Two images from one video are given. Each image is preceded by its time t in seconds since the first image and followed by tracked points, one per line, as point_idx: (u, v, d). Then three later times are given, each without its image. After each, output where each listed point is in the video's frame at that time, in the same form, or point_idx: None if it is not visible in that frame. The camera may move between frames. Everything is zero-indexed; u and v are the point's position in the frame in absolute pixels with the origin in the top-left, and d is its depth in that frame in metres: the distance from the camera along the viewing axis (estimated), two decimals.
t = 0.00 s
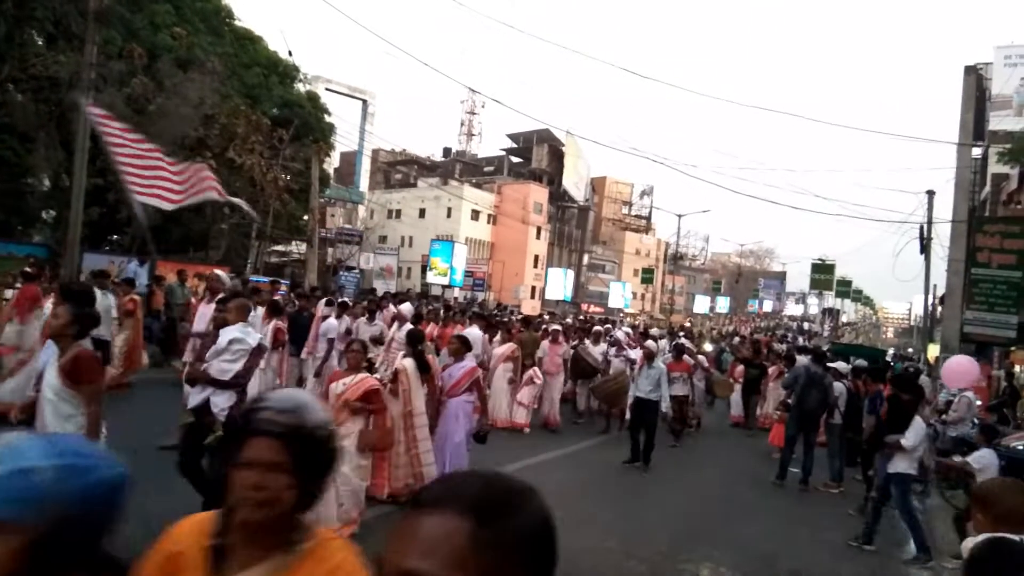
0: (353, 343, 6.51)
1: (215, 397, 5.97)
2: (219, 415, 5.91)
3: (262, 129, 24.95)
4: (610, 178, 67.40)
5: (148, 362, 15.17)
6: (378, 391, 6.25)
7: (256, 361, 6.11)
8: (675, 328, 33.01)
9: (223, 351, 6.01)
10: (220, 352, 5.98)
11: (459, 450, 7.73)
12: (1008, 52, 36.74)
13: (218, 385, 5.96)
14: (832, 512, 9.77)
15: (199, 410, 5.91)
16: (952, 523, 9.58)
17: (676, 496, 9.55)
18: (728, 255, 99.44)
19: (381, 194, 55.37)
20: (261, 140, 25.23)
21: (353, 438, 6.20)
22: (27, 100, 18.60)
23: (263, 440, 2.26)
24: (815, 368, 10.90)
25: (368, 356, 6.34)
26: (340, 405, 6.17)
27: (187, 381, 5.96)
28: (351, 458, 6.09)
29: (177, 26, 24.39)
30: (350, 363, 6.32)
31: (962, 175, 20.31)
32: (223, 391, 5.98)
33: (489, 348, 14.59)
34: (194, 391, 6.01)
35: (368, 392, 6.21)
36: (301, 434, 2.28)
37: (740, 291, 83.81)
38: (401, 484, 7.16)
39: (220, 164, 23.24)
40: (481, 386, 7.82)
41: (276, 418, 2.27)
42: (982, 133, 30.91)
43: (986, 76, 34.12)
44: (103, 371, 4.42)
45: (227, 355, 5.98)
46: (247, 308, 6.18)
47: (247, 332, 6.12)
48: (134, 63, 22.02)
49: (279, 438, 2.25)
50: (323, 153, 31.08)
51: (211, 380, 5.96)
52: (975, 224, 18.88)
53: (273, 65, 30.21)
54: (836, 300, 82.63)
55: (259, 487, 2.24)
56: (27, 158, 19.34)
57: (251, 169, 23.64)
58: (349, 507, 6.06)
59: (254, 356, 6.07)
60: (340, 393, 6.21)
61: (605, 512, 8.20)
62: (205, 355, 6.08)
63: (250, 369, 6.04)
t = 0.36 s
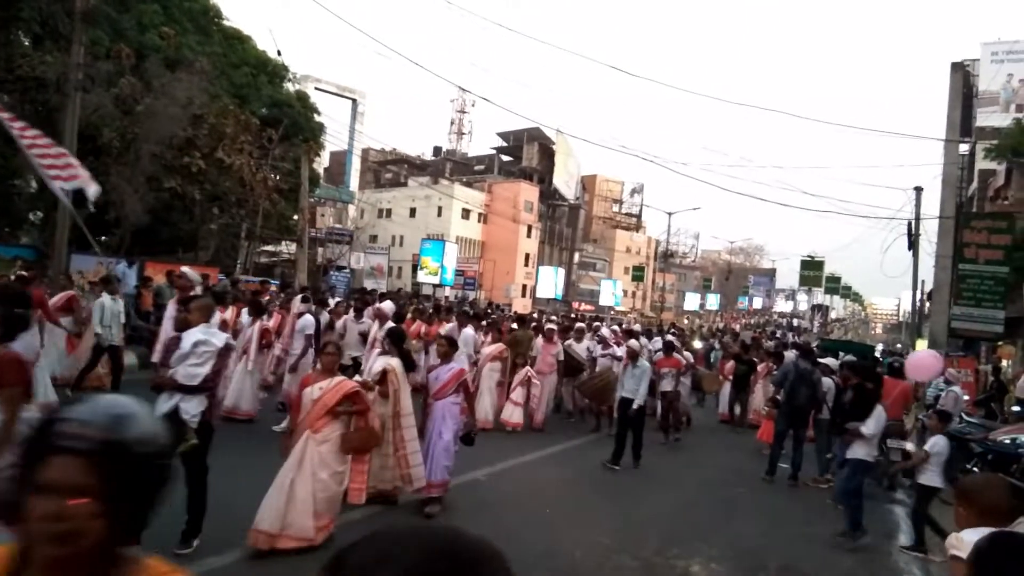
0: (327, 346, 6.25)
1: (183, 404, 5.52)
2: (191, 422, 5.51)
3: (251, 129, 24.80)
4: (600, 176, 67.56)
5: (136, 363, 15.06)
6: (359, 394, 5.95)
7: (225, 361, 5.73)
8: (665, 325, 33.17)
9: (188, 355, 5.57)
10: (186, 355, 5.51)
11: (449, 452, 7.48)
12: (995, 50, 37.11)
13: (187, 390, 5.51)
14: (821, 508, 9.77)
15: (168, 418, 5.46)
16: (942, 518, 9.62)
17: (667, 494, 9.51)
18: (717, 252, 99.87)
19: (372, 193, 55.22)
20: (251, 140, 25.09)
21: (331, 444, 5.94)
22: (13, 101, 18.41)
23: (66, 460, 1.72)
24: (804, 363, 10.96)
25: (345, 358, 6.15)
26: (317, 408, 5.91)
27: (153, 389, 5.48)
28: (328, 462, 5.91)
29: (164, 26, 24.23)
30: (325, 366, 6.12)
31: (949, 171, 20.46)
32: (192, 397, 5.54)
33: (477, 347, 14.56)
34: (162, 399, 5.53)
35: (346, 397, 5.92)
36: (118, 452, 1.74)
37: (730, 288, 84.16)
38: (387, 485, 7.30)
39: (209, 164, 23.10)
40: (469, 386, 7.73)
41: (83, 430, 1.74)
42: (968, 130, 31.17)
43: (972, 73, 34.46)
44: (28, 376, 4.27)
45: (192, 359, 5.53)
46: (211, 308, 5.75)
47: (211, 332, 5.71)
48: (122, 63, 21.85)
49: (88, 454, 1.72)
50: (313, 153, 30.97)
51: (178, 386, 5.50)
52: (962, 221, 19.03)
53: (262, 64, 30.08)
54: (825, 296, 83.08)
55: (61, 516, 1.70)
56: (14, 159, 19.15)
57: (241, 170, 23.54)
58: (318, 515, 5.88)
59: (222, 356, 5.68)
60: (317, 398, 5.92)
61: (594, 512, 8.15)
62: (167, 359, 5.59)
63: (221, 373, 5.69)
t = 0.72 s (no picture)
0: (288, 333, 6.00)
1: (144, 394, 5.33)
2: (151, 413, 5.34)
3: (240, 120, 24.60)
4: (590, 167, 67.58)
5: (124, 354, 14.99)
6: (331, 379, 5.76)
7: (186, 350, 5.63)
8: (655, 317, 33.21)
9: (150, 344, 5.40)
10: (149, 344, 5.37)
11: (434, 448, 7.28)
12: (984, 41, 37.29)
13: (148, 381, 5.34)
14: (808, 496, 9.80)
15: (126, 409, 5.27)
16: (928, 505, 9.71)
17: (656, 484, 9.51)
18: (708, 243, 100.14)
19: (362, 185, 55.16)
20: (239, 131, 24.91)
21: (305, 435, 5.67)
22: None
23: None
24: (791, 353, 11.05)
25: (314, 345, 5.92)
26: (288, 399, 5.60)
27: (111, 380, 5.28)
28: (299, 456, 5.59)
29: (151, 16, 24.01)
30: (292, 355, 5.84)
31: (937, 162, 20.58)
32: (153, 387, 5.36)
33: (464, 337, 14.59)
34: (120, 389, 5.33)
35: (318, 383, 5.72)
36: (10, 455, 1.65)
37: (720, 279, 84.45)
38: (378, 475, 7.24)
39: (197, 156, 22.94)
40: (458, 381, 7.50)
41: None
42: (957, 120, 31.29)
43: (960, 64, 34.64)
44: None
45: (156, 347, 5.39)
46: (173, 296, 5.64)
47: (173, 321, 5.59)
48: (108, 54, 21.66)
49: None
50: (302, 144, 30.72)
51: (138, 376, 5.32)
52: (950, 211, 19.14)
53: (250, 55, 29.87)
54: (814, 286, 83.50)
55: None
56: None
57: (229, 161, 23.39)
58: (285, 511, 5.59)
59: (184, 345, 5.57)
60: (286, 387, 5.64)
61: (583, 501, 8.19)
62: (128, 349, 5.42)
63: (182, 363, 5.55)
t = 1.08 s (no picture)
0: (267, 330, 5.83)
1: (107, 396, 5.14)
2: (115, 416, 5.16)
3: (232, 115, 24.47)
4: (585, 161, 67.53)
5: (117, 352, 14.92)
6: (307, 376, 5.60)
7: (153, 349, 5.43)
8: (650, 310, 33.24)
9: (112, 344, 5.18)
10: (113, 344, 5.15)
11: (420, 446, 7.14)
12: (976, 33, 37.35)
13: (112, 382, 5.15)
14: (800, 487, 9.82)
15: (90, 412, 5.10)
16: (921, 495, 9.74)
17: (651, 476, 9.52)
18: (703, 237, 100.20)
19: (357, 180, 55.05)
20: (232, 127, 24.80)
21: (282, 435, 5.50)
22: None
23: None
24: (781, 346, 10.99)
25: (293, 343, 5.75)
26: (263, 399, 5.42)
27: (72, 381, 5.09)
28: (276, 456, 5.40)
29: (142, 11, 23.86)
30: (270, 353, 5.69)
31: (930, 154, 20.63)
32: (117, 389, 5.17)
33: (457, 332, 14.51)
34: (82, 391, 5.13)
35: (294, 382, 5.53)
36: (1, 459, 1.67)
37: (714, 273, 84.53)
38: (361, 461, 7.12)
39: (190, 152, 22.83)
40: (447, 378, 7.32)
41: None
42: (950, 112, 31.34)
43: (953, 57, 34.71)
44: None
45: (119, 348, 5.18)
46: (138, 293, 5.40)
47: (139, 319, 5.38)
48: (100, 49, 21.54)
49: None
50: (295, 140, 30.61)
51: (101, 378, 5.13)
52: (944, 203, 19.19)
53: (242, 50, 29.73)
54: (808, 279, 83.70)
55: None
56: None
57: (222, 157, 23.27)
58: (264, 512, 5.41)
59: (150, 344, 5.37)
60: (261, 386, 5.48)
61: (578, 494, 8.19)
62: (90, 348, 5.20)
63: (147, 362, 5.34)
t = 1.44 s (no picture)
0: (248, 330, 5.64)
1: (64, 397, 4.92)
2: (72, 419, 4.90)
3: (225, 111, 24.34)
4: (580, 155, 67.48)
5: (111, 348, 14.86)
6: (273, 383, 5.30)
7: (117, 351, 5.19)
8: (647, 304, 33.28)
9: (70, 342, 4.98)
10: (69, 342, 4.95)
11: (398, 447, 6.96)
12: (970, 24, 37.38)
13: (69, 382, 4.93)
14: (796, 479, 9.83)
15: (45, 413, 4.87)
16: (916, 487, 9.77)
17: (647, 470, 9.53)
18: (699, 230, 100.24)
19: (351, 175, 54.97)
20: (225, 122, 24.67)
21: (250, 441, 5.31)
22: None
23: None
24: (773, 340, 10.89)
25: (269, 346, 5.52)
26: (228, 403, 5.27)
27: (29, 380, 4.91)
28: (244, 462, 5.24)
29: (134, 6, 23.71)
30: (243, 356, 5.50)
31: (925, 145, 20.65)
32: (75, 390, 4.94)
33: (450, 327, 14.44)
34: (40, 390, 4.94)
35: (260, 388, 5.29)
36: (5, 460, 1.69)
37: (710, 266, 84.65)
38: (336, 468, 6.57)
39: (183, 148, 22.70)
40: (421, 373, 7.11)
41: None
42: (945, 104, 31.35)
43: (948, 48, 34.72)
44: None
45: (76, 345, 4.97)
46: (102, 288, 5.18)
47: (103, 317, 5.16)
48: (91, 45, 21.42)
49: None
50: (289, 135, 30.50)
51: (57, 377, 4.92)
52: (938, 195, 19.21)
53: (235, 45, 29.59)
54: (803, 272, 83.85)
55: None
56: None
57: (216, 153, 23.16)
58: (238, 518, 5.29)
59: (113, 344, 5.14)
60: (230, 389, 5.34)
61: (573, 489, 8.18)
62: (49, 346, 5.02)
63: (110, 362, 5.11)
